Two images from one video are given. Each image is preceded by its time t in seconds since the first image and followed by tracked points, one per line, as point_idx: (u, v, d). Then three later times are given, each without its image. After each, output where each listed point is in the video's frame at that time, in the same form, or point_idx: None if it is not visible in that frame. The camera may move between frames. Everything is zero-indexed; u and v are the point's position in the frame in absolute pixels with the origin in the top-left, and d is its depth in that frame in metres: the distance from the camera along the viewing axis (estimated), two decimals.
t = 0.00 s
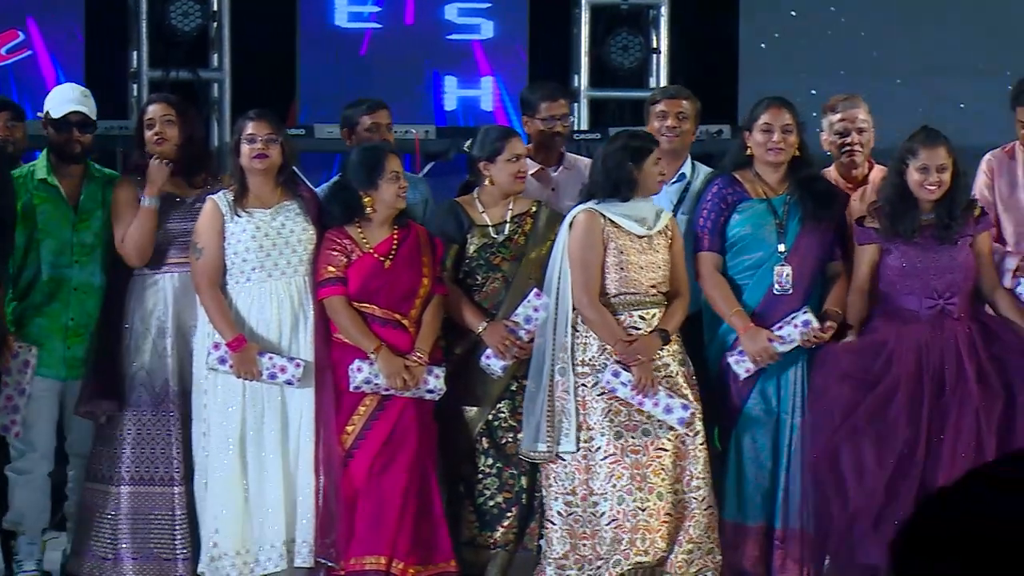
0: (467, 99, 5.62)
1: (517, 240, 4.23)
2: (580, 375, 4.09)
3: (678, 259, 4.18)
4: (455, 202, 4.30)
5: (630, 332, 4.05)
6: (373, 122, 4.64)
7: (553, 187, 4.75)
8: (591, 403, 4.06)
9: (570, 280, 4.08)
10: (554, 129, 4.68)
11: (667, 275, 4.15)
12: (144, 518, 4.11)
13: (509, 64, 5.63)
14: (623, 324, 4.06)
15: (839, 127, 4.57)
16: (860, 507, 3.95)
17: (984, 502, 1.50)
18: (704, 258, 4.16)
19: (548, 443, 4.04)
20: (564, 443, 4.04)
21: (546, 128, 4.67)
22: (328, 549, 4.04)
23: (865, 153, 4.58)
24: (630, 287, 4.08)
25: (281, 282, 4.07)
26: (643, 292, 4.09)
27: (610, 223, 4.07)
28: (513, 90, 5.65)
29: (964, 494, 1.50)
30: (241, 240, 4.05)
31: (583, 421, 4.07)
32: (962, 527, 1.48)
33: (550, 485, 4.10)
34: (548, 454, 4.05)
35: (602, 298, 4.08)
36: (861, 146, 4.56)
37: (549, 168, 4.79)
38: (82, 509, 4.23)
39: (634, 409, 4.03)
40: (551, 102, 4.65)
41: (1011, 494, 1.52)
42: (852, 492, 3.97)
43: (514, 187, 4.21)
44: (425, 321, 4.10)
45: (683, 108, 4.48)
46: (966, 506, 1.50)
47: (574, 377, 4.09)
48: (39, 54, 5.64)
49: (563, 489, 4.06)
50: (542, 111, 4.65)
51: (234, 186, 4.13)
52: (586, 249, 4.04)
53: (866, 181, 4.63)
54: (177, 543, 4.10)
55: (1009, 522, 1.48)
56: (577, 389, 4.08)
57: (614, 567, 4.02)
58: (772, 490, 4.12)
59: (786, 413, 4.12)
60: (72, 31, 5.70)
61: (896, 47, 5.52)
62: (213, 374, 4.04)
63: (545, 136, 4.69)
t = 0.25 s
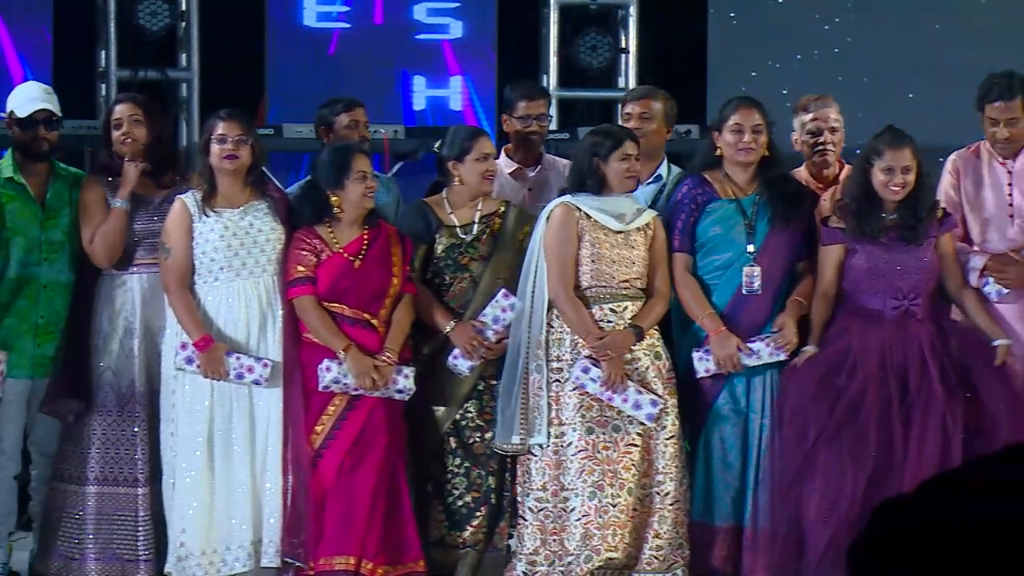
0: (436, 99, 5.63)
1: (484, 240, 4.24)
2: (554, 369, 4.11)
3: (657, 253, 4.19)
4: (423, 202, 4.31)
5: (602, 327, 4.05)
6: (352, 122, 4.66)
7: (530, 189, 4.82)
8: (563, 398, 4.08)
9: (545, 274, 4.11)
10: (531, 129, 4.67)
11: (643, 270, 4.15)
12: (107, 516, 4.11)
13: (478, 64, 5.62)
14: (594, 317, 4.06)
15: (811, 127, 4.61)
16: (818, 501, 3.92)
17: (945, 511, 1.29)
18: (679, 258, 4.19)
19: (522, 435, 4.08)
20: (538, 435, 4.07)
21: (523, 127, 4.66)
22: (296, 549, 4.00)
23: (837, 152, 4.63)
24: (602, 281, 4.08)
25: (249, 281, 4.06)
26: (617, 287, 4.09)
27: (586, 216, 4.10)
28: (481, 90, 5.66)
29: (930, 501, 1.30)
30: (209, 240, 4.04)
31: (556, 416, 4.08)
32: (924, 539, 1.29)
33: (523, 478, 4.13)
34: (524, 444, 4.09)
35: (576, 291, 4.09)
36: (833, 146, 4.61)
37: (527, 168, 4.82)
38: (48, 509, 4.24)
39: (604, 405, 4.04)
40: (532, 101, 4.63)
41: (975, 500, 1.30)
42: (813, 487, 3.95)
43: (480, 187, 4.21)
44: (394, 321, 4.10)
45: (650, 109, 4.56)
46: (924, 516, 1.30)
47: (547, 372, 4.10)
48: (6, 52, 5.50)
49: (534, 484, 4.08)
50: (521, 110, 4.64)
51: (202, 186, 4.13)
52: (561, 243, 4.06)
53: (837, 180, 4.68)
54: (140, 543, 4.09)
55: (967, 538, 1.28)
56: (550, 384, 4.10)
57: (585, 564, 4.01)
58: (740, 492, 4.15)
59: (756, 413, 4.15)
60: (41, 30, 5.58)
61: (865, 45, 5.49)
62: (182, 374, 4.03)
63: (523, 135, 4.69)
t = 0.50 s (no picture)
0: (403, 99, 5.63)
1: (449, 240, 4.24)
2: (522, 368, 4.14)
3: (630, 252, 4.16)
4: (388, 203, 4.30)
5: (567, 324, 4.05)
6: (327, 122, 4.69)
7: (501, 190, 4.85)
8: (529, 397, 4.10)
9: (513, 273, 4.13)
10: (506, 130, 4.68)
11: (613, 268, 4.13)
12: (72, 518, 4.12)
13: (444, 65, 5.62)
14: (559, 315, 4.08)
15: (791, 128, 4.64)
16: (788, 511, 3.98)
17: (911, 519, 0.87)
18: (651, 258, 4.20)
19: (490, 436, 4.13)
20: (500, 434, 4.12)
21: (498, 127, 4.66)
22: (262, 549, 4.00)
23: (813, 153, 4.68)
24: (568, 278, 4.09)
25: (216, 281, 4.05)
26: (583, 285, 4.09)
27: (553, 214, 4.10)
28: (448, 90, 5.66)
29: (895, 503, 0.88)
30: (175, 240, 4.04)
31: (522, 414, 4.10)
32: (890, 544, 0.86)
33: (493, 478, 4.13)
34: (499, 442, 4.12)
35: (541, 291, 4.11)
36: (811, 147, 4.66)
37: (500, 167, 4.83)
38: (12, 510, 4.21)
39: (570, 403, 4.05)
40: (507, 101, 4.64)
41: (943, 506, 0.87)
42: (782, 497, 4.00)
43: (445, 187, 4.22)
44: (359, 323, 4.09)
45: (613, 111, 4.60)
46: (891, 522, 0.87)
47: (515, 371, 4.14)
48: None
49: (501, 483, 4.10)
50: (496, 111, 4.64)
51: (169, 185, 4.11)
52: (527, 243, 4.07)
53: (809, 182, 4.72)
54: (106, 546, 4.10)
55: (939, 546, 0.85)
56: (517, 383, 4.13)
57: (548, 562, 4.04)
58: (708, 492, 4.18)
59: (723, 413, 4.17)
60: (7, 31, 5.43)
61: (831, 44, 5.49)
62: (147, 373, 4.03)
63: (497, 136, 4.70)
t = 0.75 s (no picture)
0: (372, 98, 5.64)
1: (417, 240, 4.25)
2: (492, 370, 4.14)
3: (597, 253, 4.18)
4: (356, 203, 4.30)
5: (536, 325, 4.07)
6: (307, 120, 4.67)
7: (474, 189, 4.86)
8: (500, 399, 4.11)
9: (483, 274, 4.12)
10: (480, 130, 4.70)
11: (583, 270, 4.16)
12: (45, 519, 4.12)
13: (413, 62, 5.62)
14: (529, 317, 4.09)
15: (766, 127, 4.67)
16: (759, 519, 3.99)
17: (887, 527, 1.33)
18: (623, 259, 4.20)
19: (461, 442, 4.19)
20: (468, 440, 4.16)
21: (473, 128, 4.69)
22: (232, 549, 4.01)
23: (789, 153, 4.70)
24: (537, 279, 4.10)
25: (188, 281, 4.04)
26: (551, 287, 4.10)
27: (517, 218, 4.13)
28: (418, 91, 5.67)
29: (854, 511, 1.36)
30: (147, 240, 4.03)
31: (494, 417, 4.11)
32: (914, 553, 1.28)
33: (465, 481, 4.14)
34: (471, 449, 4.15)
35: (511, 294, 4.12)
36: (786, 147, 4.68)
37: (473, 167, 4.85)
38: None
39: (542, 404, 4.06)
40: (483, 102, 4.65)
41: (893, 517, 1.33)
42: (752, 504, 4.01)
43: (414, 187, 4.20)
44: (328, 326, 4.05)
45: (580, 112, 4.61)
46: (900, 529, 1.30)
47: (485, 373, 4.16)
48: None
49: (473, 485, 4.10)
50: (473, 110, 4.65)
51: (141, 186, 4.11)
52: (494, 244, 4.09)
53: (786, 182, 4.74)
54: (78, 549, 4.10)
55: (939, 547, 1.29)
56: (488, 385, 4.15)
57: (521, 564, 4.04)
58: (681, 488, 4.21)
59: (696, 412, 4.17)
60: None
61: (803, 42, 5.51)
62: (119, 373, 4.04)
63: (470, 136, 4.72)
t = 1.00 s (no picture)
0: (341, 99, 5.62)
1: (385, 240, 4.24)
2: (463, 373, 4.14)
3: (565, 251, 4.18)
4: (322, 203, 4.30)
5: (506, 326, 4.08)
6: (286, 120, 4.65)
7: (445, 189, 4.85)
8: (471, 402, 4.11)
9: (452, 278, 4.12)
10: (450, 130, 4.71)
11: (551, 268, 4.16)
12: (15, 519, 4.10)
13: (382, 62, 5.63)
14: (499, 319, 4.09)
15: (739, 125, 4.72)
16: (744, 506, 4.04)
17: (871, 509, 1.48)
18: (593, 258, 4.21)
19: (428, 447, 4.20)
20: (437, 444, 4.17)
21: (443, 127, 4.71)
22: (202, 549, 4.03)
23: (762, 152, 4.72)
24: (505, 280, 4.10)
25: (159, 281, 4.03)
26: (520, 288, 4.10)
27: (482, 218, 4.15)
28: (386, 90, 5.68)
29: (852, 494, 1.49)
30: (117, 240, 4.02)
31: (465, 419, 4.11)
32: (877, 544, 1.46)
33: (435, 483, 4.15)
34: (439, 452, 4.16)
35: (481, 298, 4.13)
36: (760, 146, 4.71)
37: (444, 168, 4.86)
38: None
39: (513, 406, 4.07)
40: (453, 102, 4.67)
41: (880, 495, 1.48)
42: (738, 492, 4.06)
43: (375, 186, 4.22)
44: (295, 327, 4.04)
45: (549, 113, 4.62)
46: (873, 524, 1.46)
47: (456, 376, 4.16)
48: None
49: (443, 487, 4.11)
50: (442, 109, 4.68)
51: (112, 186, 4.09)
52: (460, 246, 4.11)
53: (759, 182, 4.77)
54: (48, 549, 4.09)
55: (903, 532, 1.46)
56: (459, 388, 4.14)
57: (490, 566, 4.05)
58: (651, 489, 4.21)
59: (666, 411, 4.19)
60: None
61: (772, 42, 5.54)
62: (91, 373, 4.03)
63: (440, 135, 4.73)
